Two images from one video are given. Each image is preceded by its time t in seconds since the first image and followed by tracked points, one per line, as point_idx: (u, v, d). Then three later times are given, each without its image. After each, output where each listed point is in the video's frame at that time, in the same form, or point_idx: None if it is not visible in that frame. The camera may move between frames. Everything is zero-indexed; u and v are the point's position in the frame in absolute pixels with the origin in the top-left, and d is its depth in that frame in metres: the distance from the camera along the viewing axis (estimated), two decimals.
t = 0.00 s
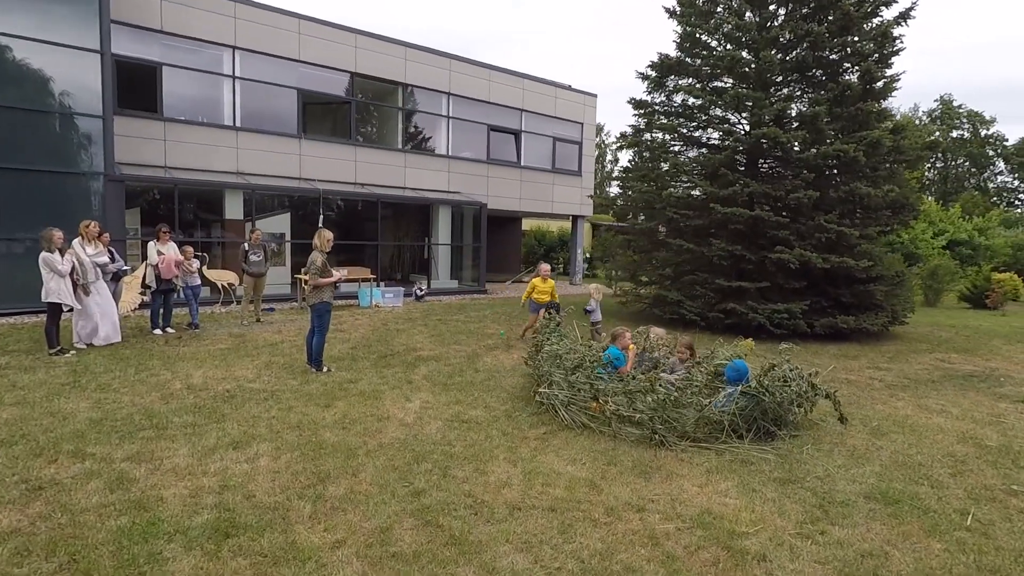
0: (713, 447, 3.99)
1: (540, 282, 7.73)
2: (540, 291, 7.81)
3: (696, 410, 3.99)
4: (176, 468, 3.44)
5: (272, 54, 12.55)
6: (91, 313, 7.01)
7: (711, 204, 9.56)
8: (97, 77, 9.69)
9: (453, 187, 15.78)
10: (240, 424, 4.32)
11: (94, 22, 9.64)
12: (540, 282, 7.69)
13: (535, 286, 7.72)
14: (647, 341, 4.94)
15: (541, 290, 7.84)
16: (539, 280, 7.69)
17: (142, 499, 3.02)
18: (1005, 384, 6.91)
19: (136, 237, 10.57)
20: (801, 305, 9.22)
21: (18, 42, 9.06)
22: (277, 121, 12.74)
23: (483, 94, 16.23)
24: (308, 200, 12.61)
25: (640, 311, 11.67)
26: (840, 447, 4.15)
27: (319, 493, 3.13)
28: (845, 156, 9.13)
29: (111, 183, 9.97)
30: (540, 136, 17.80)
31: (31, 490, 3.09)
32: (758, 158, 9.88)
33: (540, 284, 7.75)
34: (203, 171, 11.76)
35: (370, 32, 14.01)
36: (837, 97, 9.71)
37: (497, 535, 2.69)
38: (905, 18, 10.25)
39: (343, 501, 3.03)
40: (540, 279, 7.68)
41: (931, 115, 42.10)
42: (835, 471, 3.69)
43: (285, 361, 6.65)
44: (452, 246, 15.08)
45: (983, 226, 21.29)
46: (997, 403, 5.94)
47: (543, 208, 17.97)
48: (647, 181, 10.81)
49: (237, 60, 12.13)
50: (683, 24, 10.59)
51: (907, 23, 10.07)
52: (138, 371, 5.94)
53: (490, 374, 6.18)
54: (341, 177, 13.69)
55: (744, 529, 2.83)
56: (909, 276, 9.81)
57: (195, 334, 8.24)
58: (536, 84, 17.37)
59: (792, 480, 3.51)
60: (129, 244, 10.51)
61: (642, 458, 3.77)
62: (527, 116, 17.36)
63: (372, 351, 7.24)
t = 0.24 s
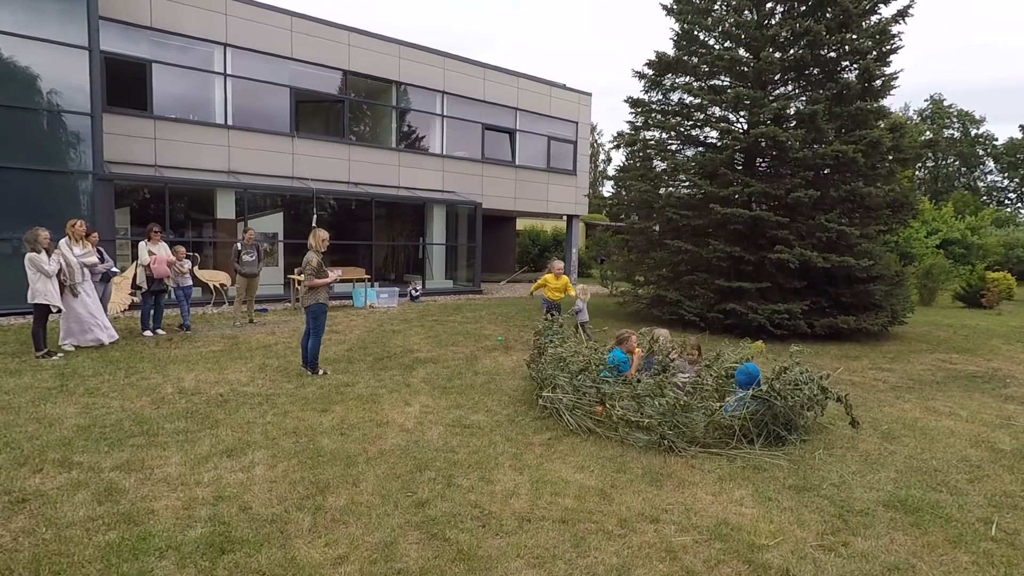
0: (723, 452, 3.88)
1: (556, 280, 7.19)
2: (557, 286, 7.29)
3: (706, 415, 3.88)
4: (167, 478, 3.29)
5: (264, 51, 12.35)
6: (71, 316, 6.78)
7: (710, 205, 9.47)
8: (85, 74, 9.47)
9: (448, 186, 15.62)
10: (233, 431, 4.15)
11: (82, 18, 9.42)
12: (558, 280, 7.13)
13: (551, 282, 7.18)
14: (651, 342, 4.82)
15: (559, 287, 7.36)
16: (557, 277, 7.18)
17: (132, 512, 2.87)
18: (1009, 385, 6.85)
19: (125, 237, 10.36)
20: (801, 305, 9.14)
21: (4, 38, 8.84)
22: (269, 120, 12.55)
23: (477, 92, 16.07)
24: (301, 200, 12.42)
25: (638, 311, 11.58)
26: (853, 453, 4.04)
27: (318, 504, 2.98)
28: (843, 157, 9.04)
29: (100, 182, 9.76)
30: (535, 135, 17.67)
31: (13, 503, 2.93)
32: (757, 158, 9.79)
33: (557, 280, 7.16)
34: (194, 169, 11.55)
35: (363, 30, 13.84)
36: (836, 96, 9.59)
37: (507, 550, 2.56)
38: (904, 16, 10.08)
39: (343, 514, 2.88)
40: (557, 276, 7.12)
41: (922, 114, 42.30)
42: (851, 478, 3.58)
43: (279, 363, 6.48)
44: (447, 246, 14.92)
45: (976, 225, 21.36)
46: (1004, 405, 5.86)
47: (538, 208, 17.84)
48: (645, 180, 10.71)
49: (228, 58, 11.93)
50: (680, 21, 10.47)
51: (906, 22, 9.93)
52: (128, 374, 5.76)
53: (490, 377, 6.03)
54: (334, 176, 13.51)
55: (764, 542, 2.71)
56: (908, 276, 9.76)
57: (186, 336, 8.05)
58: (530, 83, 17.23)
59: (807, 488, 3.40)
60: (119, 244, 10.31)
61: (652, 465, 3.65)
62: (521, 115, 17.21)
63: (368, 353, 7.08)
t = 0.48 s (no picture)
0: (737, 455, 3.78)
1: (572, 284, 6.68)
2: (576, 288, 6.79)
3: (718, 417, 3.78)
4: (163, 487, 3.15)
5: (258, 46, 12.15)
6: (58, 317, 6.60)
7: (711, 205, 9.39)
8: (74, 68, 9.26)
9: (443, 185, 15.47)
10: (230, 436, 4.01)
11: (70, 11, 9.21)
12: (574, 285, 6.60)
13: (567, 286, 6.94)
14: (661, 342, 4.64)
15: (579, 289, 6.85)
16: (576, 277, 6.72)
17: (127, 524, 2.73)
18: (1012, 384, 6.82)
19: (115, 235, 10.15)
20: (802, 305, 9.09)
21: None
22: (262, 116, 12.35)
23: (473, 90, 15.93)
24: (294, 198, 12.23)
25: (636, 310, 11.48)
26: (867, 455, 3.96)
27: (323, 514, 2.86)
28: (844, 156, 8.98)
29: (88, 178, 9.55)
30: (531, 134, 17.54)
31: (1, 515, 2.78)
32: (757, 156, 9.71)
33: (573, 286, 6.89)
34: (185, 166, 11.35)
35: (358, 26, 13.67)
36: (837, 96, 9.52)
37: (524, 562, 2.45)
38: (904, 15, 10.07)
39: (350, 524, 2.76)
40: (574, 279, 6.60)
41: (912, 115, 42.59)
42: (869, 481, 3.49)
43: (275, 365, 6.32)
44: (443, 245, 14.77)
45: (967, 225, 21.47)
46: (1010, 404, 5.81)
47: (533, 207, 17.72)
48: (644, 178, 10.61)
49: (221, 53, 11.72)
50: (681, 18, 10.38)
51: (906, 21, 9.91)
52: (119, 377, 5.59)
53: (493, 378, 5.91)
54: (329, 174, 13.33)
55: (790, 550, 2.62)
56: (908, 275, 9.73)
57: (178, 336, 7.87)
58: (526, 81, 17.10)
59: (826, 492, 3.31)
60: (109, 242, 10.10)
61: (665, 470, 3.54)
62: (517, 114, 17.09)
63: (366, 353, 6.94)
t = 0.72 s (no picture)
0: (740, 457, 3.72)
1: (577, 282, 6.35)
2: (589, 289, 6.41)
3: (722, 419, 3.71)
4: (146, 501, 3.01)
5: (240, 40, 11.88)
6: (26, 318, 6.34)
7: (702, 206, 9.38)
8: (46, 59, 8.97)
9: (429, 183, 15.30)
10: (216, 444, 3.86)
11: None
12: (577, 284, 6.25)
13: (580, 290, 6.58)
14: (659, 343, 4.55)
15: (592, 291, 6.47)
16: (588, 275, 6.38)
17: (108, 542, 2.58)
18: (998, 382, 6.90)
19: (90, 234, 9.84)
20: (790, 303, 9.11)
21: None
22: (245, 112, 12.09)
23: (459, 88, 15.78)
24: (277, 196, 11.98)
25: (624, 310, 11.44)
26: (869, 454, 3.91)
27: (319, 527, 2.73)
28: (833, 157, 9.02)
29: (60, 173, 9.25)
30: (517, 133, 17.43)
31: None
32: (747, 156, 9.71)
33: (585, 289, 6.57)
34: (165, 163, 11.05)
35: (343, 21, 13.44)
36: (825, 97, 9.54)
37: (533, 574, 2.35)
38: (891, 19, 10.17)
39: (348, 537, 2.64)
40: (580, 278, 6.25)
41: (888, 119, 43.35)
42: (874, 482, 3.45)
43: (261, 368, 6.14)
44: (429, 244, 14.60)
45: (944, 227, 21.86)
46: (1000, 402, 5.86)
47: (520, 206, 17.61)
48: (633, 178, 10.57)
49: (201, 46, 11.43)
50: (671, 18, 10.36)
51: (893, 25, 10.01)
52: (97, 381, 5.38)
53: (486, 379, 5.80)
54: (313, 171, 13.09)
55: (804, 556, 2.55)
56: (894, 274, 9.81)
57: (158, 338, 7.64)
58: (513, 79, 17.00)
59: (833, 493, 3.25)
60: (84, 242, 9.80)
61: (669, 473, 3.46)
62: (504, 112, 16.98)
63: (355, 355, 6.78)
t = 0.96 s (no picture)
0: (734, 458, 3.65)
1: (579, 281, 6.18)
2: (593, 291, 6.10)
3: (716, 419, 3.63)
4: (116, 516, 2.82)
5: (212, 34, 11.54)
6: None
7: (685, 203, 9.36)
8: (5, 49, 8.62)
9: (408, 181, 15.09)
10: (191, 452, 3.67)
11: None
12: (576, 281, 6.10)
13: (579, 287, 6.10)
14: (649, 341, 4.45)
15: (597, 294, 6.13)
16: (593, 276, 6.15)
17: (74, 563, 2.41)
18: (977, 377, 6.99)
19: (55, 233, 9.46)
20: (772, 301, 9.15)
21: None
22: (217, 108, 11.76)
23: (438, 85, 15.59)
24: (252, 194, 11.67)
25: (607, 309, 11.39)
26: (862, 453, 3.88)
27: (303, 541, 2.58)
28: (813, 155, 9.07)
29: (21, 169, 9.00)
30: (497, 131, 17.30)
31: None
32: (728, 155, 9.73)
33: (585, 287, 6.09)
34: (134, 160, 10.69)
35: (319, 15, 13.17)
36: (805, 96, 9.59)
37: None
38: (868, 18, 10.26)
39: (334, 552, 2.50)
40: (580, 276, 6.08)
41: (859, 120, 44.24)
42: (870, 480, 3.41)
43: (237, 371, 5.92)
44: (408, 243, 14.40)
45: (914, 225, 22.35)
46: (980, 397, 5.92)
47: (500, 205, 17.49)
48: (615, 176, 10.52)
49: (172, 39, 11.07)
50: (652, 16, 10.32)
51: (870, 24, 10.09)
52: (62, 387, 5.12)
53: (471, 380, 5.67)
54: (289, 169, 12.80)
55: (809, 560, 2.47)
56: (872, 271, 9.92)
57: (128, 341, 7.34)
58: (492, 77, 16.87)
59: (830, 493, 3.20)
60: (48, 241, 9.41)
61: (665, 476, 3.38)
62: (483, 110, 16.83)
63: (335, 357, 6.59)
